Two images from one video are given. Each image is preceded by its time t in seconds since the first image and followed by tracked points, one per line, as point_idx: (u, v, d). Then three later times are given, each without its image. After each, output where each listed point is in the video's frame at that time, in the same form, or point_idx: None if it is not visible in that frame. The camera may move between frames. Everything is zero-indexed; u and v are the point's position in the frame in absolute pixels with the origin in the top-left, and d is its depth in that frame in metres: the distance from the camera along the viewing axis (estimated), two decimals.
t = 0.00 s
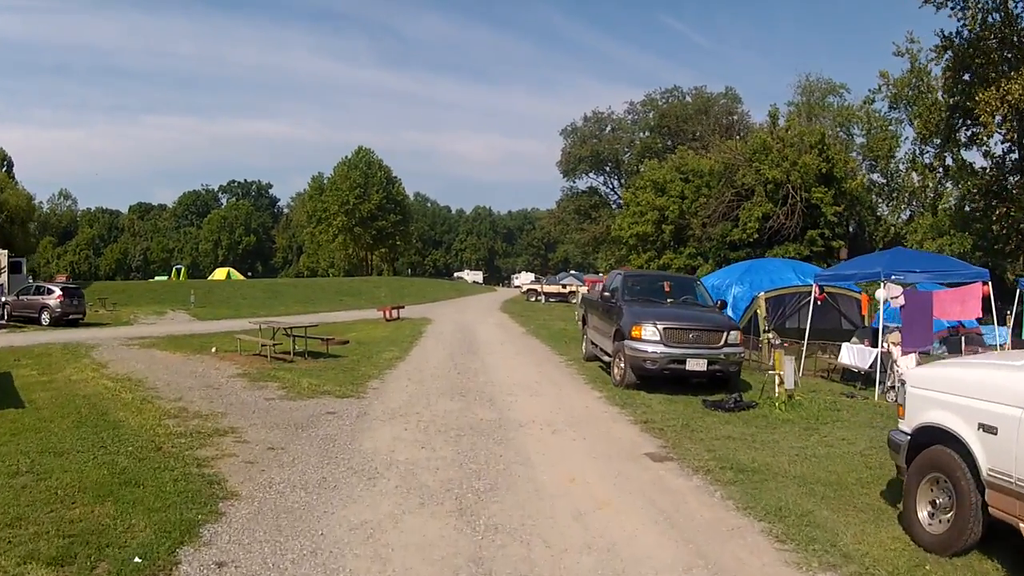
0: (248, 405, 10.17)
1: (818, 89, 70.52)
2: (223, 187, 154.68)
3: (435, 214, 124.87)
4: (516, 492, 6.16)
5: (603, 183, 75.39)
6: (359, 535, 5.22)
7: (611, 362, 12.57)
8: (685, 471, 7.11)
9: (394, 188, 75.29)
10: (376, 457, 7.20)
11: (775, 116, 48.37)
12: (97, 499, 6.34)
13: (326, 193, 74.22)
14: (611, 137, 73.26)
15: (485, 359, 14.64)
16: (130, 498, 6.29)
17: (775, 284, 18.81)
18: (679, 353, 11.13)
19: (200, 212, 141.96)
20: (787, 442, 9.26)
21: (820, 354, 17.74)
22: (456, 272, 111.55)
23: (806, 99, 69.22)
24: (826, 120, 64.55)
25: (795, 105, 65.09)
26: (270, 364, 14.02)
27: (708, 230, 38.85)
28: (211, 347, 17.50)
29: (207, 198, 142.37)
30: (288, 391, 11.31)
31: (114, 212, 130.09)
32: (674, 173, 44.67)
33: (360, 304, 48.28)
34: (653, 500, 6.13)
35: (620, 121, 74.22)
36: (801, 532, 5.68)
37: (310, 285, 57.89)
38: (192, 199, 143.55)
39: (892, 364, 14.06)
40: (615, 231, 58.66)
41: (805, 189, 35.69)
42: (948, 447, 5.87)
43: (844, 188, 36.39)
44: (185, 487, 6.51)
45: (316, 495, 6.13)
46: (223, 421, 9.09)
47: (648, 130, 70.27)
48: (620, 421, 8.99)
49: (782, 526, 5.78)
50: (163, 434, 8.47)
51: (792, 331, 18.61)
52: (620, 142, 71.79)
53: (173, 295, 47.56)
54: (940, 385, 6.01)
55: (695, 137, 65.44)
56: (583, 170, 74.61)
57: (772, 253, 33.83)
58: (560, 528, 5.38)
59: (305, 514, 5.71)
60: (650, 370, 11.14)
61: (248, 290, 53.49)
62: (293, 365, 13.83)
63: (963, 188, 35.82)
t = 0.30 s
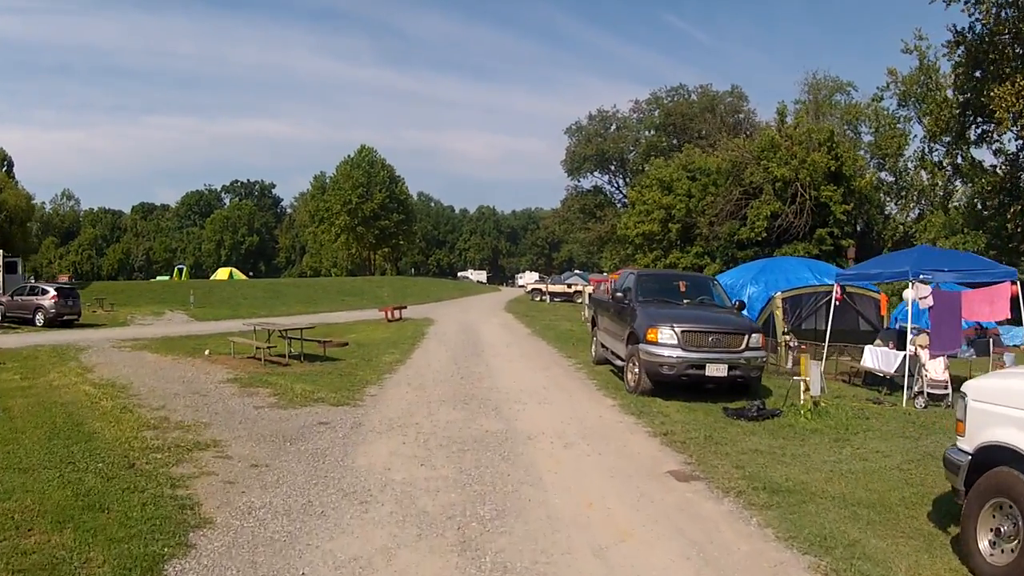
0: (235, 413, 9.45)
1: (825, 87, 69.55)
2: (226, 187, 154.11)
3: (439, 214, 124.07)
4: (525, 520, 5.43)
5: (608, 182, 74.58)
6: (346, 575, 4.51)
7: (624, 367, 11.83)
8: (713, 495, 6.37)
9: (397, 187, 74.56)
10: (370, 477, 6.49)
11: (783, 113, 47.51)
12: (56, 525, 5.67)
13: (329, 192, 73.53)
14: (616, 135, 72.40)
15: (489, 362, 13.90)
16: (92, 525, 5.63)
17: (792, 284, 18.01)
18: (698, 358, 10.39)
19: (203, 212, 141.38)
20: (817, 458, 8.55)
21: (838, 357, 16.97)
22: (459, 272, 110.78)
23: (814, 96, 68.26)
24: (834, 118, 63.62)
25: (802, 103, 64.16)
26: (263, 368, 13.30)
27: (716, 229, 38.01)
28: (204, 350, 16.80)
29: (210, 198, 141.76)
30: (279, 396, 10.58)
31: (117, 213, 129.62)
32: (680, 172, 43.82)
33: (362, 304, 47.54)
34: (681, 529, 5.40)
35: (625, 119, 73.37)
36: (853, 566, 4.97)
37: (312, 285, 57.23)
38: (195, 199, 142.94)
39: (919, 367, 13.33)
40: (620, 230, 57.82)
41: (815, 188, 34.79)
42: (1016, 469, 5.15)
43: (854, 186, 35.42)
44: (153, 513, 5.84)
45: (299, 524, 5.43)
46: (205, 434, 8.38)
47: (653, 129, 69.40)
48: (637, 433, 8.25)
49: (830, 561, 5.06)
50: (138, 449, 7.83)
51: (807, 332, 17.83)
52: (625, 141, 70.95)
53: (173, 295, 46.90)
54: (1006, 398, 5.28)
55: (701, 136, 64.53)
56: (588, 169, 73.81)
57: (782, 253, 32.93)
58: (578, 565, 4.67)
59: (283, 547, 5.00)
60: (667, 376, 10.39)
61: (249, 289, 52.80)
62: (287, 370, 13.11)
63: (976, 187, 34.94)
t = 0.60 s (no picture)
0: (218, 426, 8.75)
1: (832, 87, 68.72)
2: (229, 186, 153.58)
3: (442, 214, 123.37)
4: (538, 563, 4.70)
5: (612, 183, 73.86)
6: None
7: (637, 375, 11.09)
8: (748, 529, 5.63)
9: (400, 187, 73.90)
10: (360, 504, 5.76)
11: (791, 113, 46.81)
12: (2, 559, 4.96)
13: (330, 192, 72.88)
14: (621, 136, 71.69)
15: (493, 369, 13.17)
16: (41, 560, 4.94)
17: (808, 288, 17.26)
18: (717, 367, 9.65)
19: (205, 212, 140.78)
20: (853, 480, 7.83)
21: (857, 363, 16.24)
22: (462, 273, 110.13)
23: (821, 96, 67.50)
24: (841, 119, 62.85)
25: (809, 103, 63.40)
26: (254, 374, 12.60)
27: (723, 231, 37.21)
28: (194, 353, 16.09)
29: (212, 197, 141.22)
30: (269, 405, 9.87)
31: (120, 212, 129.05)
32: (687, 172, 43.05)
33: (364, 305, 46.81)
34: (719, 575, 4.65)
35: (630, 119, 72.65)
36: None
37: (313, 286, 56.55)
38: (197, 199, 142.07)
39: (948, 375, 12.65)
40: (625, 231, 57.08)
41: (823, 189, 33.94)
42: None
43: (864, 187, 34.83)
44: (113, 546, 5.14)
45: (276, 565, 4.70)
46: (183, 451, 7.67)
47: (658, 129, 68.66)
48: (655, 453, 7.52)
49: None
50: (108, 468, 7.16)
51: (824, 337, 17.18)
52: (630, 141, 70.26)
53: (172, 296, 46.25)
54: None
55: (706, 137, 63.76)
56: (592, 170, 73.11)
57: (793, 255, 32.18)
58: None
59: None
60: (684, 386, 9.65)
61: (249, 290, 52.11)
62: (279, 376, 12.40)
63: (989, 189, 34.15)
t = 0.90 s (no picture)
0: (198, 440, 8.08)
1: (836, 84, 67.81)
2: (230, 186, 152.92)
3: (444, 213, 122.63)
4: None
5: (615, 181, 73.09)
6: None
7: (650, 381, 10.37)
8: (790, 565, 4.92)
9: (401, 186, 73.20)
10: (348, 537, 5.06)
11: (797, 109, 46.03)
12: None
13: (331, 191, 72.18)
14: (624, 133, 70.90)
15: (496, 374, 12.43)
16: None
17: (825, 288, 16.52)
18: (739, 373, 8.93)
19: (206, 211, 140.10)
20: (894, 500, 7.14)
21: (877, 365, 15.53)
22: (463, 273, 109.41)
23: (826, 93, 66.62)
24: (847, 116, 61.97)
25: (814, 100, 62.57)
26: (244, 380, 11.93)
27: (729, 229, 36.29)
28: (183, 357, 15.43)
29: (212, 197, 140.42)
30: (255, 416, 9.21)
31: (120, 211, 128.42)
32: (692, 168, 42.25)
33: (364, 305, 46.10)
34: None
35: (633, 116, 71.85)
36: None
37: (313, 285, 55.87)
38: (198, 198, 141.29)
39: (977, 379, 11.97)
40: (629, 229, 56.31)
41: (830, 186, 32.65)
42: None
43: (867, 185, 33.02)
44: None
45: None
46: (156, 470, 7.01)
47: (661, 126, 67.86)
48: (677, 472, 6.81)
49: None
50: (71, 490, 6.50)
51: (839, 338, 16.47)
52: (633, 138, 69.51)
53: (169, 296, 45.59)
54: None
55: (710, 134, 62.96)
56: (595, 167, 72.34)
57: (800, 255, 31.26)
58: None
59: None
60: (703, 394, 8.92)
61: (247, 290, 51.40)
62: (269, 382, 11.74)
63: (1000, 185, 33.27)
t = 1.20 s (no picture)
0: (174, 458, 7.41)
1: (842, 83, 67.00)
2: (231, 188, 152.35)
3: (446, 216, 121.93)
4: None
5: (619, 183, 72.33)
6: None
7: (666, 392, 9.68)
8: None
9: (402, 188, 72.53)
10: None
11: (804, 109, 45.27)
12: None
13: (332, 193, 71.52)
14: (627, 134, 70.15)
15: (500, 382, 11.72)
16: None
17: (842, 292, 15.79)
18: (764, 385, 8.24)
19: (207, 214, 139.49)
20: (944, 527, 6.41)
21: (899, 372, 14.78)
22: (465, 275, 108.58)
23: (832, 93, 65.76)
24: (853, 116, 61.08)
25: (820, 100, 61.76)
26: (232, 389, 11.25)
27: (735, 230, 35.11)
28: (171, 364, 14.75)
29: (213, 199, 139.91)
30: (240, 429, 8.52)
31: (121, 214, 127.83)
32: (697, 169, 41.46)
33: (365, 309, 45.38)
34: None
35: (636, 117, 71.10)
36: None
37: (313, 288, 55.19)
38: (199, 200, 140.60)
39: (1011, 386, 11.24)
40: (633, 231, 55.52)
41: (838, 187, 31.62)
42: None
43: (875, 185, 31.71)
44: None
45: None
46: (122, 495, 6.35)
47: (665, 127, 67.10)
48: (704, 497, 6.11)
49: None
50: (26, 517, 5.83)
51: (858, 344, 15.59)
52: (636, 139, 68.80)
53: (167, 299, 44.93)
54: None
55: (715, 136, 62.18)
56: (598, 169, 71.59)
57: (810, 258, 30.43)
58: None
59: None
60: (724, 407, 8.24)
61: (247, 293, 50.69)
62: (259, 391, 11.05)
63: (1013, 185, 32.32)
